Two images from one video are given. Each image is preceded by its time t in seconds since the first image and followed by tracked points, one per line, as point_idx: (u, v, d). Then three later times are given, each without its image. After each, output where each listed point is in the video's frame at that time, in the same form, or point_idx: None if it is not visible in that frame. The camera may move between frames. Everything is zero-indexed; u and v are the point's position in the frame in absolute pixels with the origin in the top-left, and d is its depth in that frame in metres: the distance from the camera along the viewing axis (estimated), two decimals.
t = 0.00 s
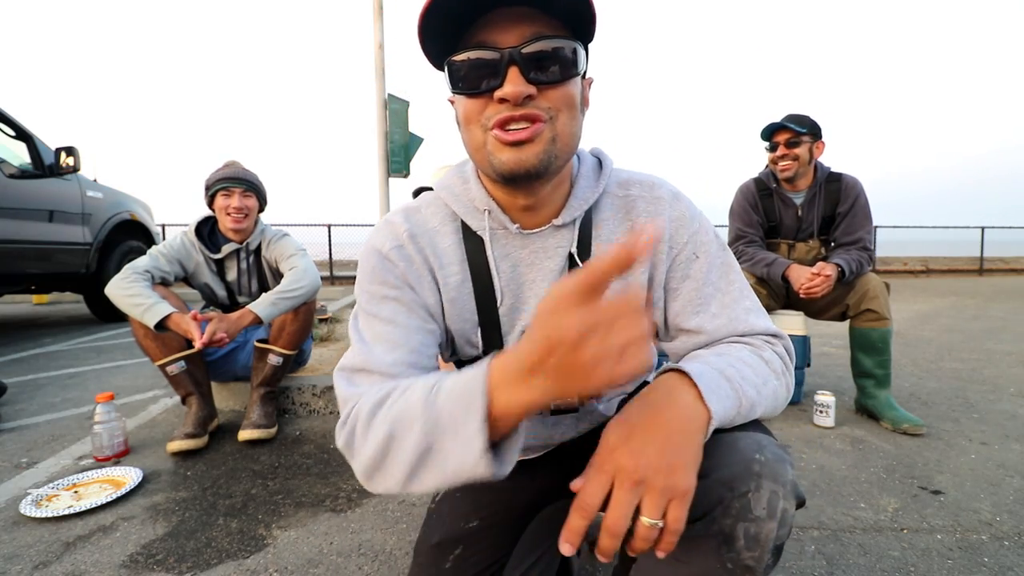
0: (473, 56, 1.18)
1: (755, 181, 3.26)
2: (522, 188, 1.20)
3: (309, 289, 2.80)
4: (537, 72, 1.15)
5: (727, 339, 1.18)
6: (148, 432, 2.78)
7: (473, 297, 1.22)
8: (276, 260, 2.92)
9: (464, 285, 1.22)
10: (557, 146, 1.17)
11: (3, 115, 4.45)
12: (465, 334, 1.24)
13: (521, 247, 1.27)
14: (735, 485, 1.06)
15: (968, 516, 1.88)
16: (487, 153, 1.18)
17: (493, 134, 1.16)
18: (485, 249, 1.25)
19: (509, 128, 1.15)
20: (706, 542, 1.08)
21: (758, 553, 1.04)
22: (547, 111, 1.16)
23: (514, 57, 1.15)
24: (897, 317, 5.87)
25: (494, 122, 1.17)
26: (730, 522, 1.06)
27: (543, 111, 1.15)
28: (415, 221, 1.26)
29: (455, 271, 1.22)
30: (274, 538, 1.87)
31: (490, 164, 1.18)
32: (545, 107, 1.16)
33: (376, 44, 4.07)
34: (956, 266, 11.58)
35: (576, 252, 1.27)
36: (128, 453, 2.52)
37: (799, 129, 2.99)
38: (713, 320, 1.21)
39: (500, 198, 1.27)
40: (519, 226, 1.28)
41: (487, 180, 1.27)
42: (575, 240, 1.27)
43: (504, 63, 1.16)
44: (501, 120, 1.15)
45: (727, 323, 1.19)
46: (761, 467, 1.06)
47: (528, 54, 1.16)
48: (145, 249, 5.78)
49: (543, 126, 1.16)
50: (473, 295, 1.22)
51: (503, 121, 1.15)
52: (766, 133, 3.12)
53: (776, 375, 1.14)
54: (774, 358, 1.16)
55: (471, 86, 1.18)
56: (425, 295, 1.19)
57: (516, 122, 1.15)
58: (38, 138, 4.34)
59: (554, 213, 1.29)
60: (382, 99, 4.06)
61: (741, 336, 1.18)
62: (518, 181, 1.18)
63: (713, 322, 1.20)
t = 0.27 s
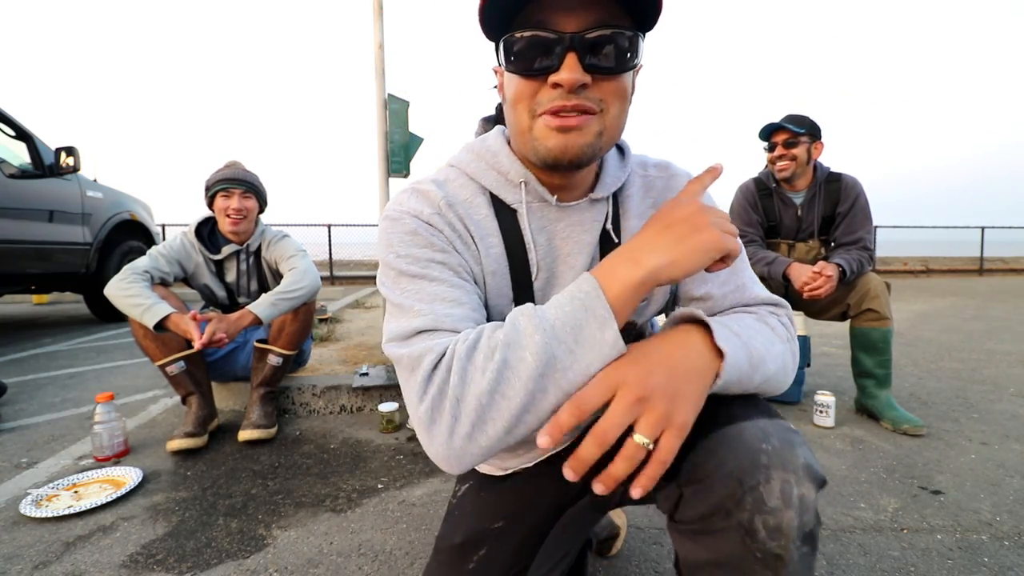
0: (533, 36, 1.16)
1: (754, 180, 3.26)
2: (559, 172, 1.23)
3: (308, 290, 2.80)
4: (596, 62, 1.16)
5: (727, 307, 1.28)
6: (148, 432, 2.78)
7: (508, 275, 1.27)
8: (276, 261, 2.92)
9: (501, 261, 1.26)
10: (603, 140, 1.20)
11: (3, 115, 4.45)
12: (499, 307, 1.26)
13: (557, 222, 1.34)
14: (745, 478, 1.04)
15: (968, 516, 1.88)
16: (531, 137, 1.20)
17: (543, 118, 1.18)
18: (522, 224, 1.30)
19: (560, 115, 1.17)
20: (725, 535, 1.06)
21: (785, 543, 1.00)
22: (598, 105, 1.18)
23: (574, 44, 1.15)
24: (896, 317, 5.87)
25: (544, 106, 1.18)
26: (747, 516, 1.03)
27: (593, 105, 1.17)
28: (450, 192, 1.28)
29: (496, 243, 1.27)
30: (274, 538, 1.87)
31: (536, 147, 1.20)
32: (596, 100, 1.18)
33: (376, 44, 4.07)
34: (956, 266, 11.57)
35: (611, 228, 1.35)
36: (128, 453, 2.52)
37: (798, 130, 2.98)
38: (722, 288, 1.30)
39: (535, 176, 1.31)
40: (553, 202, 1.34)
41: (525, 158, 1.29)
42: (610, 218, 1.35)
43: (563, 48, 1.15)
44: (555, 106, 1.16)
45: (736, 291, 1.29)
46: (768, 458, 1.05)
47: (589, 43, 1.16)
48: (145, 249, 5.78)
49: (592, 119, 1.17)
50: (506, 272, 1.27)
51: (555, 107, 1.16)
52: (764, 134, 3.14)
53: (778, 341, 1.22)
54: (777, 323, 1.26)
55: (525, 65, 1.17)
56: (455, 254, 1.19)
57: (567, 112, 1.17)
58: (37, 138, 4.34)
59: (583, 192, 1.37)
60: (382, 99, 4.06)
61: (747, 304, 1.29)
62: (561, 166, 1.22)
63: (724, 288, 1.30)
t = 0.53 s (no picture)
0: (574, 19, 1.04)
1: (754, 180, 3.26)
2: (616, 163, 1.07)
3: (308, 289, 2.80)
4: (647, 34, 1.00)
5: (813, 352, 0.92)
6: (148, 432, 2.78)
7: (553, 271, 1.07)
8: (275, 261, 2.91)
9: (545, 262, 1.08)
10: (659, 119, 1.03)
11: (3, 115, 4.45)
12: (541, 313, 1.05)
13: (608, 221, 1.10)
14: None
15: (968, 516, 1.88)
16: (581, 126, 1.06)
17: (592, 104, 1.04)
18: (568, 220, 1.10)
19: (609, 98, 1.02)
20: None
21: None
22: (652, 81, 1.01)
23: (620, 17, 1.01)
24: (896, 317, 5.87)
25: (591, 90, 1.04)
26: None
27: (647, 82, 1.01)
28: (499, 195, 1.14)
29: (538, 244, 1.08)
30: (274, 537, 1.87)
31: (588, 135, 1.05)
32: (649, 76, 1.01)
33: (376, 44, 4.07)
34: (956, 266, 11.58)
35: (675, 225, 1.07)
36: (128, 453, 2.52)
37: (799, 127, 2.99)
38: (804, 316, 0.95)
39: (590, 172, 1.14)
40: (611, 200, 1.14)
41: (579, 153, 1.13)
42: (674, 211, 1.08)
43: (607, 24, 1.01)
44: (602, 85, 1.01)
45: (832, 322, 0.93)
46: None
47: (638, 15, 1.02)
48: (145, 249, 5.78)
49: (646, 97, 1.01)
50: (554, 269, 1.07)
51: (602, 89, 1.02)
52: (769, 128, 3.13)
53: (893, 430, 0.84)
54: (899, 395, 0.87)
55: (570, 50, 1.05)
56: (484, 253, 1.07)
57: (616, 92, 1.01)
58: (37, 138, 4.34)
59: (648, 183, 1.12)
60: (382, 98, 4.06)
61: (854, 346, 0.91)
62: (615, 154, 1.05)
63: (817, 319, 0.94)
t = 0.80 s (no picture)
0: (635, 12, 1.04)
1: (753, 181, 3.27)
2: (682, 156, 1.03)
3: (308, 289, 2.80)
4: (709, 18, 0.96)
5: (886, 398, 0.74)
6: (148, 431, 2.78)
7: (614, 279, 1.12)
8: (275, 261, 2.91)
9: (607, 268, 1.14)
10: (727, 107, 0.97)
11: (3, 115, 4.45)
12: (599, 319, 1.13)
13: (671, 230, 1.08)
14: None
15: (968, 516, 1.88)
16: (642, 119, 1.05)
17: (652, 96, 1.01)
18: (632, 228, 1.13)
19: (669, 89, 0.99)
20: None
21: None
22: (716, 66, 0.96)
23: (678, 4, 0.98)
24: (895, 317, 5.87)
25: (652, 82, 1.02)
26: None
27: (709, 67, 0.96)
28: (582, 206, 1.26)
29: (601, 253, 1.15)
30: (274, 537, 1.87)
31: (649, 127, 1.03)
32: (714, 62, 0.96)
33: (376, 44, 4.06)
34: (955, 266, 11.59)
35: (740, 242, 0.98)
36: (128, 453, 2.52)
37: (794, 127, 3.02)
38: (890, 373, 0.75)
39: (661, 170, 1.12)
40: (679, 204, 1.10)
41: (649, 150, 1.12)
42: (739, 227, 0.98)
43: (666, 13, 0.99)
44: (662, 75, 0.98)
45: (921, 373, 0.72)
46: None
47: None
48: (145, 249, 5.78)
49: (708, 85, 0.96)
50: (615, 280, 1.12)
51: (661, 80, 1.00)
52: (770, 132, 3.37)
53: (947, 557, 0.62)
54: (991, 513, 0.63)
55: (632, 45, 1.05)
56: (556, 264, 1.21)
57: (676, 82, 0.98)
58: (37, 137, 4.34)
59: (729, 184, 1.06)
60: (382, 98, 4.06)
61: (956, 398, 0.69)
62: (679, 146, 1.01)
63: (902, 362, 0.75)
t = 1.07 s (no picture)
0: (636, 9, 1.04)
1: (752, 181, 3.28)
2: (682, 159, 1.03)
3: (308, 289, 2.80)
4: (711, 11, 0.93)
5: (807, 432, 0.78)
6: (148, 432, 2.78)
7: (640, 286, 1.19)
8: (275, 261, 2.91)
9: (634, 276, 1.20)
10: (731, 108, 0.94)
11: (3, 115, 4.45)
12: (627, 326, 1.20)
13: (677, 239, 1.10)
14: None
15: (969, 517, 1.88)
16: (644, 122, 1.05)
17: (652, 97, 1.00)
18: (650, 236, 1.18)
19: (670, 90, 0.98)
20: None
21: None
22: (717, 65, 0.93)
23: None
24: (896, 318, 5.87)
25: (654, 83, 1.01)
26: None
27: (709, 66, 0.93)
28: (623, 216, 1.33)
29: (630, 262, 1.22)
30: (274, 537, 1.87)
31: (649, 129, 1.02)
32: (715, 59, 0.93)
33: (376, 44, 4.06)
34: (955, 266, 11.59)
35: (728, 251, 0.97)
36: (128, 453, 2.52)
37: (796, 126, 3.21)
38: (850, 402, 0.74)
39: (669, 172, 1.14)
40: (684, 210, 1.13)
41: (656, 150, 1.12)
42: (728, 236, 0.97)
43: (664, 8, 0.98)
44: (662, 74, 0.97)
45: (831, 413, 0.76)
46: None
47: None
48: (145, 249, 5.78)
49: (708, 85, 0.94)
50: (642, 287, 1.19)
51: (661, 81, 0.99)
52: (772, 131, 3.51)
53: None
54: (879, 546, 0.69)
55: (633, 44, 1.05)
56: (599, 271, 1.30)
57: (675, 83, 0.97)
58: (37, 137, 4.34)
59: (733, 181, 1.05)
60: (382, 98, 4.06)
61: (881, 441, 0.71)
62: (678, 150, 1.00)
63: (837, 394, 0.76)
